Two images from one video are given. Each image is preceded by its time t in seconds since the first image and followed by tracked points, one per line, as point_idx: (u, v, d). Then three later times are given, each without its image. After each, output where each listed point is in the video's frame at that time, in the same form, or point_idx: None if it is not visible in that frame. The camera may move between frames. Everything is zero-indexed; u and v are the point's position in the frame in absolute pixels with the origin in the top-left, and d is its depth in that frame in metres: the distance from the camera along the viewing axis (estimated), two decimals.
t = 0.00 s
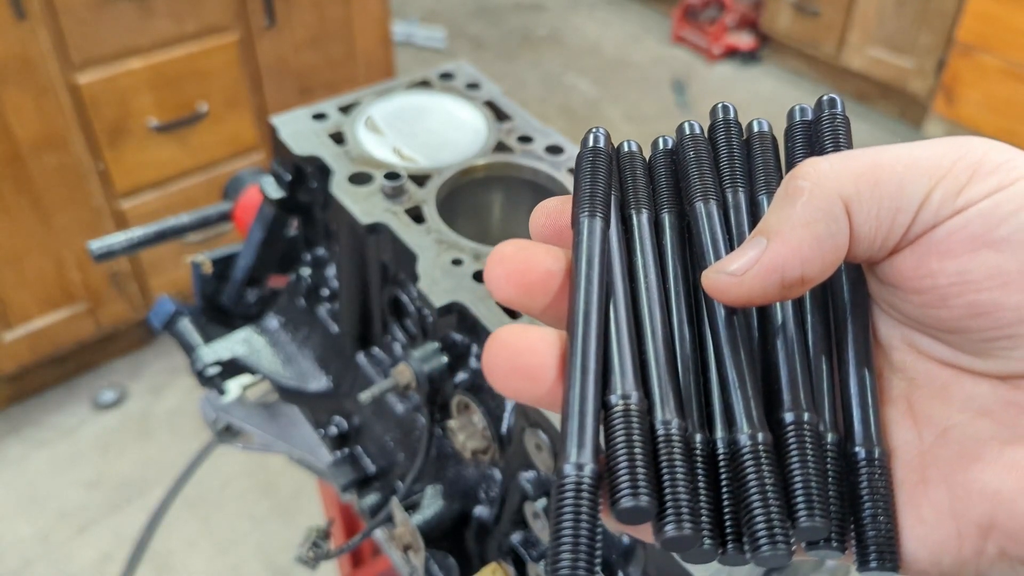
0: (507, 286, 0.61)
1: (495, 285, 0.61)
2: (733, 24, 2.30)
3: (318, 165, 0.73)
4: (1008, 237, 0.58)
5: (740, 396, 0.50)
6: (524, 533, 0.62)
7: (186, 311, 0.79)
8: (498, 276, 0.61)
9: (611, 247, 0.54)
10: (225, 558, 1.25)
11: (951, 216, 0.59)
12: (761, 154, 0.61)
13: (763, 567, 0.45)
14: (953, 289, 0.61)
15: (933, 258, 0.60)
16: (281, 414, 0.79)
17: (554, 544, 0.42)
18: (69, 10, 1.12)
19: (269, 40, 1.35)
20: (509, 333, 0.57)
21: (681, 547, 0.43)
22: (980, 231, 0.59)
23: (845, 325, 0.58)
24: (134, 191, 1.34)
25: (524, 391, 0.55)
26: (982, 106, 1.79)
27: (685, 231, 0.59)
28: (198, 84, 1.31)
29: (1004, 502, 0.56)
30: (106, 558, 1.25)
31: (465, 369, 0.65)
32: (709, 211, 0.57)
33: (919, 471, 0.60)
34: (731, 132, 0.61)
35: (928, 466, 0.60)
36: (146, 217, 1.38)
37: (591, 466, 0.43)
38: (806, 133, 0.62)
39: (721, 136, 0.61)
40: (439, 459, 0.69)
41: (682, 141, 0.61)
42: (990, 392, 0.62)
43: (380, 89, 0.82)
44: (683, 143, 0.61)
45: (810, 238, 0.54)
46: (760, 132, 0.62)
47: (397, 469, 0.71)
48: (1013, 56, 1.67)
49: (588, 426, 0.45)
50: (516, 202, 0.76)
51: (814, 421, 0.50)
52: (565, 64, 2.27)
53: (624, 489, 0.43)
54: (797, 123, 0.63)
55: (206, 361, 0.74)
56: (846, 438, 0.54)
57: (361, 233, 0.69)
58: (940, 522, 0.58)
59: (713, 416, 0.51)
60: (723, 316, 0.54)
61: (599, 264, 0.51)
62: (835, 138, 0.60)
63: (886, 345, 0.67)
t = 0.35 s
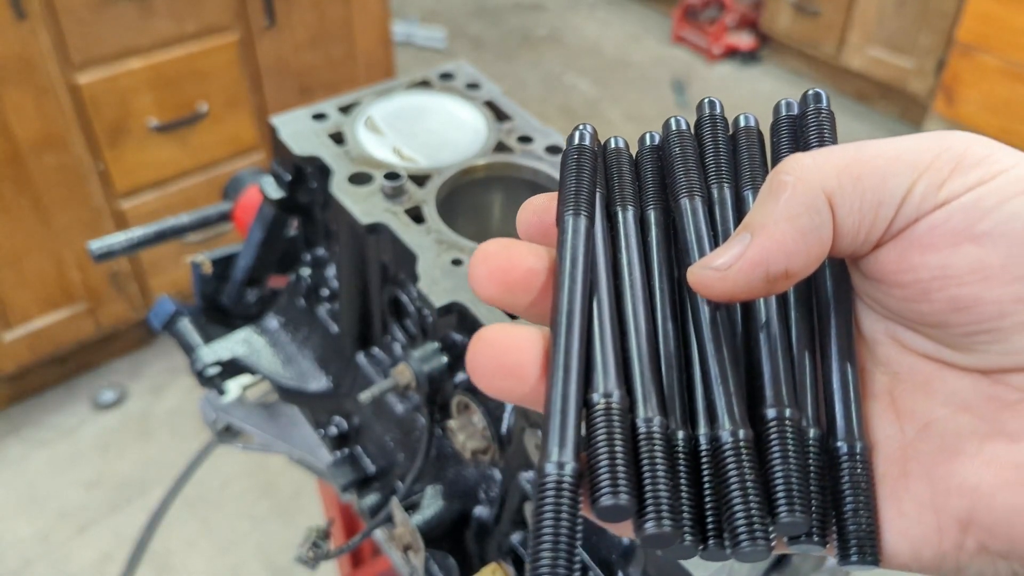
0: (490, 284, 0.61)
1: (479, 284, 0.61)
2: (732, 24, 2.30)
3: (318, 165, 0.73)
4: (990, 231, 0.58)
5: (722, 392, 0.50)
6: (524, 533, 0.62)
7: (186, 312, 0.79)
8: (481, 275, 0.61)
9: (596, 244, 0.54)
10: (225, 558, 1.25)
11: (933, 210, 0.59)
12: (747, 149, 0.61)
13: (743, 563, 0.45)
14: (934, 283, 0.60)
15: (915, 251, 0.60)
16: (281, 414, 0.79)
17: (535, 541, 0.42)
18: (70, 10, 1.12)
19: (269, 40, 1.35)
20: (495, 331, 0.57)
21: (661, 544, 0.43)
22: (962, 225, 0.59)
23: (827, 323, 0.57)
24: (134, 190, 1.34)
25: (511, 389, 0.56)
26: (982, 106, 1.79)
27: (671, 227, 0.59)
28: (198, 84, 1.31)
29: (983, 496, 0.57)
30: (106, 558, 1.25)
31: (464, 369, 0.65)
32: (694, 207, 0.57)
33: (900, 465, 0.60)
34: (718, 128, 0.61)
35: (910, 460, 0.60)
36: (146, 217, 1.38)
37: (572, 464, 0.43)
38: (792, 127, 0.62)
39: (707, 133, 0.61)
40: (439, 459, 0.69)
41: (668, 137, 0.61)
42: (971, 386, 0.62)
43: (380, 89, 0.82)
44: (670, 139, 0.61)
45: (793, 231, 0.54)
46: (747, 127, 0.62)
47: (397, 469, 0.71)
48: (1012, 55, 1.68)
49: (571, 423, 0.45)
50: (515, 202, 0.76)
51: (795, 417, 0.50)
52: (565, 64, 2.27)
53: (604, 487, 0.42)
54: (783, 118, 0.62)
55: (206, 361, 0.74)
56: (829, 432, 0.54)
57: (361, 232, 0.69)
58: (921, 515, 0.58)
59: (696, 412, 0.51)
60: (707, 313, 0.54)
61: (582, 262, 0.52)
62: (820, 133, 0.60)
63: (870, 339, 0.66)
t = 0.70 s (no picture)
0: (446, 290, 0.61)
1: (437, 292, 0.61)
2: (732, 24, 2.29)
3: (317, 166, 0.73)
4: (978, 196, 0.58)
5: (684, 388, 0.50)
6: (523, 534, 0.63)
7: (186, 312, 0.79)
8: (438, 282, 0.61)
9: (558, 245, 0.57)
10: (226, 559, 1.25)
11: (916, 175, 0.60)
12: (715, 149, 0.63)
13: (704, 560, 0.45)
14: (919, 248, 0.60)
15: (904, 216, 0.61)
16: (281, 415, 0.78)
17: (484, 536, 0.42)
18: (70, 11, 1.12)
19: (268, 40, 1.35)
20: (455, 333, 0.59)
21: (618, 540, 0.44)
22: (950, 189, 0.59)
23: (797, 320, 0.59)
24: (134, 191, 1.34)
25: (465, 389, 0.58)
26: (982, 106, 1.78)
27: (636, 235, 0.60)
28: (198, 84, 1.31)
29: (960, 492, 0.56)
30: (107, 558, 1.25)
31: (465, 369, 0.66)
32: (660, 209, 0.58)
33: (877, 462, 0.60)
34: (684, 132, 0.64)
35: (889, 455, 0.60)
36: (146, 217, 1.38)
37: (524, 461, 0.45)
38: (759, 124, 0.64)
39: (673, 137, 0.64)
40: (439, 459, 0.69)
41: (634, 144, 0.63)
42: (951, 381, 0.61)
43: (380, 89, 0.82)
44: (635, 145, 0.62)
45: (782, 184, 0.57)
46: (713, 128, 0.64)
47: (397, 470, 0.71)
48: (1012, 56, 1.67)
49: (525, 412, 0.47)
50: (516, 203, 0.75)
51: (758, 414, 0.51)
52: (565, 64, 2.27)
53: (556, 482, 0.43)
54: (750, 116, 0.65)
55: (206, 361, 0.74)
56: (799, 428, 0.55)
57: (361, 233, 0.68)
58: (898, 512, 0.58)
59: (659, 411, 0.52)
60: (670, 310, 0.54)
61: (543, 262, 0.54)
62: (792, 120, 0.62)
63: (851, 333, 0.67)
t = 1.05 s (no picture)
0: (444, 266, 0.63)
1: (434, 266, 0.63)
2: (732, 24, 2.28)
3: (317, 166, 0.73)
4: (988, 182, 0.58)
5: (686, 379, 0.51)
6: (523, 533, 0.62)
7: (186, 312, 0.79)
8: (434, 257, 0.62)
9: (563, 222, 0.57)
10: (226, 559, 1.25)
11: (925, 162, 0.60)
12: (724, 127, 0.64)
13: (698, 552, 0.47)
14: (926, 233, 0.60)
15: (912, 201, 0.61)
16: (281, 414, 0.78)
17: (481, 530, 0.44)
18: (70, 11, 1.12)
19: (268, 40, 1.35)
20: (452, 312, 0.60)
21: (613, 535, 0.45)
22: (960, 176, 0.59)
23: (799, 307, 0.59)
24: (134, 191, 1.34)
25: (467, 369, 0.60)
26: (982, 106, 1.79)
27: (642, 207, 0.62)
28: (198, 84, 1.31)
29: (960, 485, 0.56)
30: (107, 558, 1.25)
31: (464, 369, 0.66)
32: (667, 185, 0.59)
33: (875, 453, 0.60)
34: (694, 107, 0.65)
35: (886, 446, 0.60)
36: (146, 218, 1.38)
37: (524, 451, 0.45)
38: (769, 103, 0.65)
39: (684, 111, 0.65)
40: (439, 459, 0.69)
41: (644, 113, 0.64)
42: (950, 373, 0.61)
43: (380, 89, 0.82)
44: (645, 115, 0.63)
45: (794, 165, 0.58)
46: (724, 105, 0.65)
47: (397, 470, 0.71)
48: (1011, 55, 1.67)
49: (526, 404, 0.47)
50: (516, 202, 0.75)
51: (762, 404, 0.52)
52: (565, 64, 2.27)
53: (555, 479, 0.44)
54: (760, 95, 0.66)
55: (206, 361, 0.74)
56: (798, 419, 0.56)
57: (360, 233, 0.68)
58: (895, 502, 0.58)
59: (659, 399, 0.53)
60: (673, 296, 0.55)
61: (546, 242, 0.54)
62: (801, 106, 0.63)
63: (849, 323, 0.66)
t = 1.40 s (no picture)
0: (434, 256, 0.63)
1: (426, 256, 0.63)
2: (732, 24, 2.27)
3: (317, 165, 0.73)
4: None
5: (666, 372, 0.52)
6: (523, 533, 0.64)
7: (186, 312, 0.79)
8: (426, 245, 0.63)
9: (554, 219, 0.59)
10: (226, 559, 1.25)
11: (983, 125, 0.63)
12: (727, 123, 0.65)
13: (668, 545, 0.47)
14: (973, 208, 0.61)
15: (960, 172, 0.61)
16: (281, 414, 0.78)
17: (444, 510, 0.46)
18: (69, 11, 1.12)
19: (268, 40, 1.35)
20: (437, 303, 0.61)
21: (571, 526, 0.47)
22: (1012, 150, 0.60)
23: (794, 297, 0.58)
24: (133, 191, 1.34)
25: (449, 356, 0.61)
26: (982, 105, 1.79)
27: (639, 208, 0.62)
28: (197, 85, 1.31)
29: (974, 485, 0.55)
30: (107, 558, 1.25)
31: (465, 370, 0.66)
32: (663, 184, 0.60)
33: (886, 446, 0.59)
34: (698, 106, 0.65)
35: (897, 442, 0.59)
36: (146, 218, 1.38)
37: (491, 439, 0.48)
38: (770, 97, 0.65)
39: (688, 109, 0.65)
40: (439, 459, 0.68)
41: (647, 111, 0.65)
42: (965, 371, 0.60)
43: (380, 89, 0.82)
44: (648, 113, 0.64)
45: (868, 87, 0.61)
46: (729, 102, 0.66)
47: (397, 470, 0.71)
48: (1011, 55, 1.67)
49: (496, 395, 0.50)
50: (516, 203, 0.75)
51: (742, 400, 0.52)
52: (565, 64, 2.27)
53: (517, 468, 0.46)
54: (762, 89, 0.66)
55: (206, 361, 0.74)
56: (789, 412, 0.55)
57: (361, 233, 0.68)
58: (905, 500, 0.57)
59: (639, 393, 0.54)
60: (658, 292, 0.56)
61: (534, 238, 0.57)
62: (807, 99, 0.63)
63: (857, 318, 0.66)
